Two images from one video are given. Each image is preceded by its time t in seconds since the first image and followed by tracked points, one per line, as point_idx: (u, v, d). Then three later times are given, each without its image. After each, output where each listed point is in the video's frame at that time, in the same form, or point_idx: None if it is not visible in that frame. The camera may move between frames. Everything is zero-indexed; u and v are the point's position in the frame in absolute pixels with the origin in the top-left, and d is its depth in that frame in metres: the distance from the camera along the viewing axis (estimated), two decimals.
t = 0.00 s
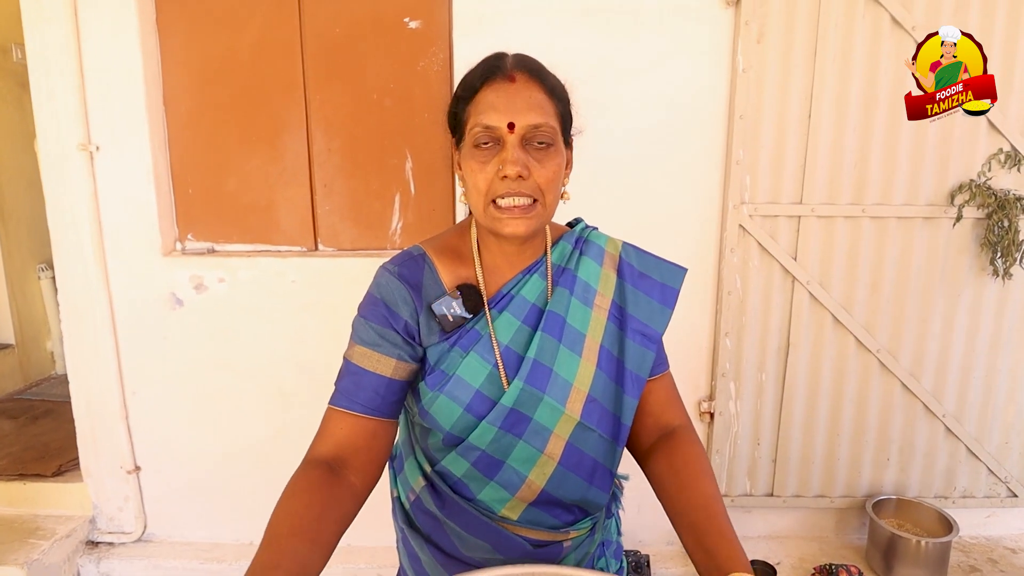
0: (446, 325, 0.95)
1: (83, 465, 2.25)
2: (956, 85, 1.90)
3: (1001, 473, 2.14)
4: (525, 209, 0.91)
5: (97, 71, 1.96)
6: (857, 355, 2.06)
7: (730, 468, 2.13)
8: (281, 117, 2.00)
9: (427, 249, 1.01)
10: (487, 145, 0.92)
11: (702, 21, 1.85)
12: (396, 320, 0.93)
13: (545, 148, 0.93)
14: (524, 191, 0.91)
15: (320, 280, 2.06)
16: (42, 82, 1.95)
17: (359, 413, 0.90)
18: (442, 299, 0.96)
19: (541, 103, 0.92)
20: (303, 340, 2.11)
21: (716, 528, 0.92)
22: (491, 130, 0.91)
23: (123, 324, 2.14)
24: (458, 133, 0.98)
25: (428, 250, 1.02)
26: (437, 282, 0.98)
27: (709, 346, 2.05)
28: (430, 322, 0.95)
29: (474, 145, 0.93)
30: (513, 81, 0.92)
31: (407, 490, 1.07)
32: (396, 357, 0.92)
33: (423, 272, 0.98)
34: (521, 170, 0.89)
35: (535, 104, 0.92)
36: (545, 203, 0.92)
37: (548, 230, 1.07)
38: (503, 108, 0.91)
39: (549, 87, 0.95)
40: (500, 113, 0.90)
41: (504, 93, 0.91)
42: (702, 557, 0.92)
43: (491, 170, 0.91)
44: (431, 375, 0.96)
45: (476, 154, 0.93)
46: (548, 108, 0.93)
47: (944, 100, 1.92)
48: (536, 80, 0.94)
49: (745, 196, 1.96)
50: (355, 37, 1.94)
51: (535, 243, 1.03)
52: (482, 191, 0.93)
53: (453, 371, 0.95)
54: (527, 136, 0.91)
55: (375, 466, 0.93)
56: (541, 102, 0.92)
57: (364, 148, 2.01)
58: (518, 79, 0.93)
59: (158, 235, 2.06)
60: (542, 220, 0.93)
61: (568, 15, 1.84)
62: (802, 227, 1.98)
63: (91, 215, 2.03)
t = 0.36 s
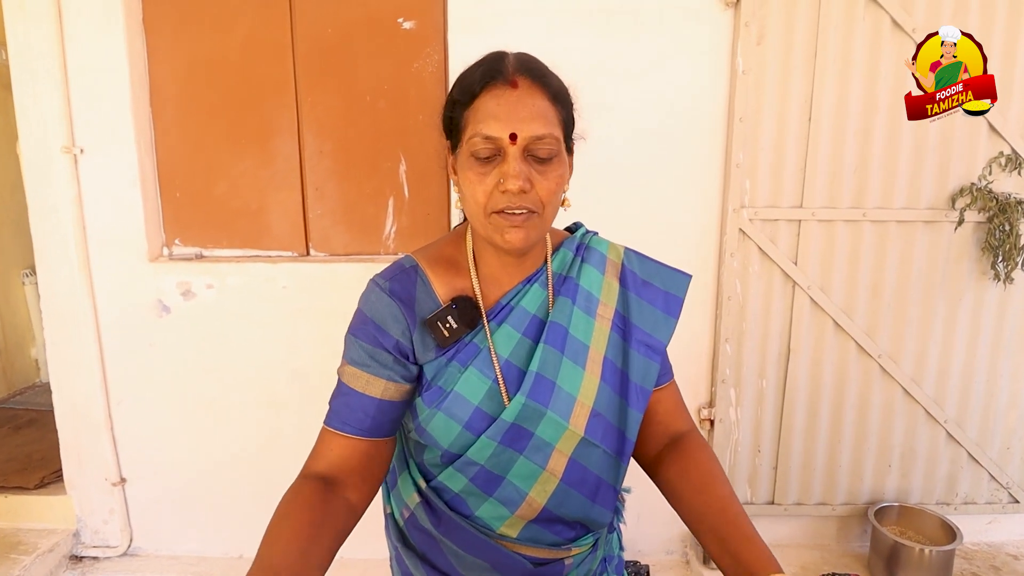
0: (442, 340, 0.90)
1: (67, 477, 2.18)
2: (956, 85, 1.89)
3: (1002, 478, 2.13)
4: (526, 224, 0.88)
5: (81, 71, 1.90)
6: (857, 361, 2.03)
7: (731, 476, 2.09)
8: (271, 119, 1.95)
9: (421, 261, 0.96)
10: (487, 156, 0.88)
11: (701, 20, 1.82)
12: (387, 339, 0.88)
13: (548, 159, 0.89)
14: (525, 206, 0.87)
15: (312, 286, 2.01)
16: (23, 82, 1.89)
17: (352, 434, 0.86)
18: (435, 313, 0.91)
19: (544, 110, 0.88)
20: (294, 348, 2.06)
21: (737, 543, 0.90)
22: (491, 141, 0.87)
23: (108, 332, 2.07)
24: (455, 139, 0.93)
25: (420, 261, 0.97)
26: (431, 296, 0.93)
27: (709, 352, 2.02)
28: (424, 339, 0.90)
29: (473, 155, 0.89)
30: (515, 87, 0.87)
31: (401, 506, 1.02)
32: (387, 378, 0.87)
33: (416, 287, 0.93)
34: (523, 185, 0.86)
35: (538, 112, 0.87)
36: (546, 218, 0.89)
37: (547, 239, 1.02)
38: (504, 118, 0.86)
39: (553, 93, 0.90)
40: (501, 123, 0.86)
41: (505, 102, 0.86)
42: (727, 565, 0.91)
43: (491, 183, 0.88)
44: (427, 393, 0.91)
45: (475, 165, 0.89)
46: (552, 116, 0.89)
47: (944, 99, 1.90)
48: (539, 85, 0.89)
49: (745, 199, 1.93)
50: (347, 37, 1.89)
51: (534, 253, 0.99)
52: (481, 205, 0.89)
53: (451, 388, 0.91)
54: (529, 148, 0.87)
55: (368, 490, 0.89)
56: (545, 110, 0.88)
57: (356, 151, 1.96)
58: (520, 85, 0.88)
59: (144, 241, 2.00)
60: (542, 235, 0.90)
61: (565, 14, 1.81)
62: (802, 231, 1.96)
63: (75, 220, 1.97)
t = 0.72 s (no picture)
0: (434, 347, 0.88)
1: (50, 489, 2.12)
2: (956, 85, 1.88)
3: (999, 481, 2.12)
4: (521, 248, 0.87)
5: (65, 72, 1.85)
6: (854, 364, 2.02)
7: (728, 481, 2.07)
8: (260, 123, 1.91)
9: (416, 262, 0.94)
10: (481, 176, 0.85)
11: (701, 21, 1.81)
12: (380, 340, 0.86)
13: (545, 179, 0.86)
14: (520, 231, 0.85)
15: (302, 292, 1.97)
16: (5, 84, 1.85)
17: (336, 440, 0.83)
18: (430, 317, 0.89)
19: (542, 129, 0.84)
20: (284, 355, 2.02)
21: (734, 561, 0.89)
22: (484, 163, 0.84)
23: (93, 340, 2.02)
24: (449, 150, 0.90)
25: (416, 263, 0.95)
26: (426, 299, 0.91)
27: (705, 356, 2.00)
28: (417, 343, 0.88)
29: (466, 176, 0.86)
30: (511, 104, 0.83)
31: (391, 518, 0.99)
32: (379, 378, 0.85)
33: (411, 287, 0.91)
34: (517, 211, 0.84)
35: (535, 132, 0.83)
36: (542, 240, 0.88)
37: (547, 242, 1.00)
38: (499, 140, 0.82)
39: (552, 106, 0.85)
40: (496, 145, 0.82)
41: (501, 122, 0.82)
42: None
43: (485, 206, 0.85)
44: (416, 404, 0.89)
45: (468, 184, 0.86)
46: (550, 133, 0.84)
47: (944, 99, 1.89)
48: (538, 99, 0.84)
49: (740, 202, 1.91)
50: (337, 40, 1.86)
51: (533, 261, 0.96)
52: (474, 226, 0.87)
53: (440, 401, 0.88)
54: (525, 170, 0.84)
55: (349, 503, 0.86)
56: (543, 129, 0.84)
57: (348, 154, 1.93)
58: (517, 101, 0.83)
59: (129, 246, 1.96)
60: (538, 256, 0.89)
61: (562, 15, 1.79)
62: (798, 234, 1.95)
63: (58, 225, 1.92)
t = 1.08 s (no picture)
0: (433, 344, 0.87)
1: (41, 496, 2.09)
2: (956, 85, 1.88)
3: (996, 480, 2.12)
4: (521, 242, 0.86)
5: (54, 74, 1.83)
6: (850, 364, 2.02)
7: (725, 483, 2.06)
8: (253, 124, 1.89)
9: (418, 256, 0.93)
10: (480, 169, 0.84)
11: (699, 21, 1.80)
12: (380, 335, 0.85)
13: (545, 172, 0.84)
14: (520, 225, 0.84)
15: (295, 295, 1.95)
16: None
17: (330, 439, 0.81)
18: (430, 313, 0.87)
19: (542, 120, 0.82)
20: (277, 359, 2.00)
21: (734, 566, 0.88)
22: (484, 155, 0.82)
23: (83, 345, 2.00)
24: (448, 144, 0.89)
25: (419, 255, 0.94)
26: (426, 294, 0.90)
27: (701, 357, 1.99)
28: (415, 339, 0.87)
29: (465, 169, 0.84)
30: (511, 94, 0.81)
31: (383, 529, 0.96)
32: (378, 377, 0.84)
33: (411, 281, 0.90)
34: (517, 204, 0.82)
35: (535, 123, 0.82)
36: (543, 234, 0.86)
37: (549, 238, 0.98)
38: (499, 131, 0.81)
39: (554, 95, 0.84)
40: (495, 137, 0.81)
41: (500, 113, 0.81)
42: None
43: (484, 200, 0.84)
44: (412, 400, 0.88)
45: (467, 178, 0.85)
46: (551, 125, 0.83)
47: (944, 100, 1.90)
48: (539, 90, 0.83)
49: (736, 203, 1.91)
50: (329, 40, 1.85)
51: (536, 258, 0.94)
52: (474, 220, 0.86)
53: (437, 403, 0.87)
54: (525, 161, 0.83)
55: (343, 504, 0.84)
56: (543, 120, 0.82)
57: (341, 156, 1.91)
58: (517, 91, 0.82)
59: (120, 250, 1.93)
60: (539, 250, 0.87)
61: (560, 14, 1.78)
62: (794, 234, 1.94)
63: (47, 228, 1.89)
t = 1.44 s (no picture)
0: (429, 356, 0.86)
1: (34, 503, 2.08)
2: (956, 85, 1.90)
3: (989, 484, 2.13)
4: (504, 246, 0.85)
5: (49, 80, 1.83)
6: (844, 369, 2.03)
7: (720, 487, 2.06)
8: (247, 130, 1.90)
9: (411, 269, 0.92)
10: (461, 175, 0.85)
11: (696, 26, 1.82)
12: (376, 352, 0.84)
13: (524, 176, 0.85)
14: (501, 227, 0.84)
15: (290, 301, 1.95)
16: None
17: (333, 452, 0.82)
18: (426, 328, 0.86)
19: (519, 124, 0.83)
20: (271, 365, 2.00)
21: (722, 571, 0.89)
22: (464, 159, 0.84)
23: (76, 352, 1.99)
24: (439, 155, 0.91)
25: (412, 269, 0.92)
26: (421, 307, 0.89)
27: (695, 362, 2.00)
28: (411, 352, 0.86)
29: (448, 175, 0.86)
30: (487, 100, 0.83)
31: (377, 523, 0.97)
32: (377, 391, 0.84)
33: (406, 296, 0.89)
34: (495, 206, 0.82)
35: (510, 127, 0.83)
36: (525, 238, 0.86)
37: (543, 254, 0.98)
38: (476, 135, 0.83)
39: (532, 102, 0.85)
40: (472, 141, 0.83)
41: (477, 118, 0.83)
42: None
43: (464, 204, 0.85)
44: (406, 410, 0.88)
45: (450, 184, 0.86)
46: (528, 129, 0.84)
47: (944, 100, 1.91)
48: (516, 98, 0.84)
49: (729, 208, 1.92)
50: (324, 47, 1.86)
51: (526, 273, 0.94)
52: (457, 226, 0.86)
53: (431, 410, 0.87)
54: (503, 164, 0.83)
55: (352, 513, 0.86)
56: (519, 126, 0.83)
57: (335, 162, 1.92)
58: (493, 99, 0.83)
59: (114, 256, 1.93)
60: (523, 254, 0.87)
61: (558, 19, 1.79)
62: (787, 238, 1.95)
63: (41, 234, 1.89)
